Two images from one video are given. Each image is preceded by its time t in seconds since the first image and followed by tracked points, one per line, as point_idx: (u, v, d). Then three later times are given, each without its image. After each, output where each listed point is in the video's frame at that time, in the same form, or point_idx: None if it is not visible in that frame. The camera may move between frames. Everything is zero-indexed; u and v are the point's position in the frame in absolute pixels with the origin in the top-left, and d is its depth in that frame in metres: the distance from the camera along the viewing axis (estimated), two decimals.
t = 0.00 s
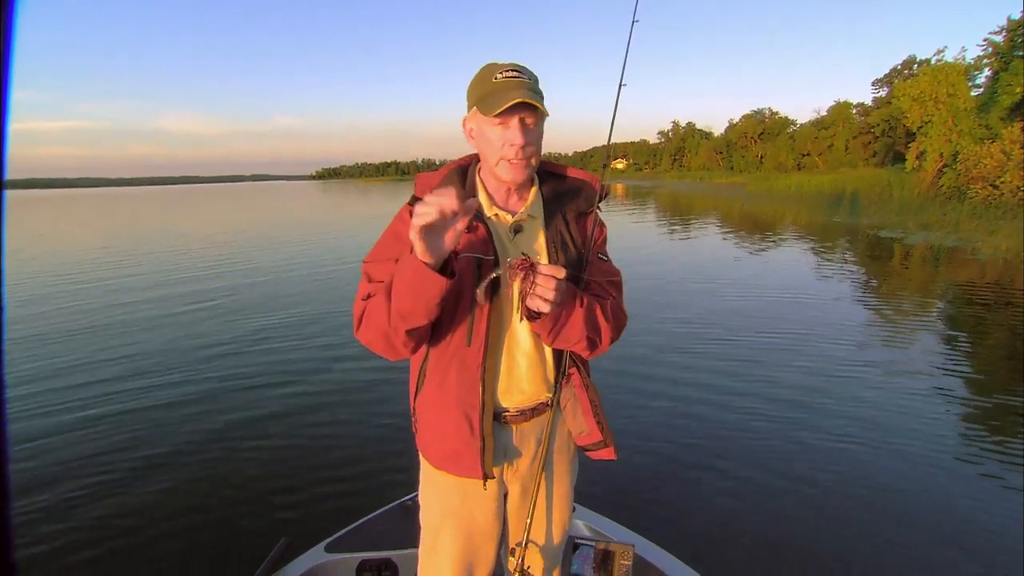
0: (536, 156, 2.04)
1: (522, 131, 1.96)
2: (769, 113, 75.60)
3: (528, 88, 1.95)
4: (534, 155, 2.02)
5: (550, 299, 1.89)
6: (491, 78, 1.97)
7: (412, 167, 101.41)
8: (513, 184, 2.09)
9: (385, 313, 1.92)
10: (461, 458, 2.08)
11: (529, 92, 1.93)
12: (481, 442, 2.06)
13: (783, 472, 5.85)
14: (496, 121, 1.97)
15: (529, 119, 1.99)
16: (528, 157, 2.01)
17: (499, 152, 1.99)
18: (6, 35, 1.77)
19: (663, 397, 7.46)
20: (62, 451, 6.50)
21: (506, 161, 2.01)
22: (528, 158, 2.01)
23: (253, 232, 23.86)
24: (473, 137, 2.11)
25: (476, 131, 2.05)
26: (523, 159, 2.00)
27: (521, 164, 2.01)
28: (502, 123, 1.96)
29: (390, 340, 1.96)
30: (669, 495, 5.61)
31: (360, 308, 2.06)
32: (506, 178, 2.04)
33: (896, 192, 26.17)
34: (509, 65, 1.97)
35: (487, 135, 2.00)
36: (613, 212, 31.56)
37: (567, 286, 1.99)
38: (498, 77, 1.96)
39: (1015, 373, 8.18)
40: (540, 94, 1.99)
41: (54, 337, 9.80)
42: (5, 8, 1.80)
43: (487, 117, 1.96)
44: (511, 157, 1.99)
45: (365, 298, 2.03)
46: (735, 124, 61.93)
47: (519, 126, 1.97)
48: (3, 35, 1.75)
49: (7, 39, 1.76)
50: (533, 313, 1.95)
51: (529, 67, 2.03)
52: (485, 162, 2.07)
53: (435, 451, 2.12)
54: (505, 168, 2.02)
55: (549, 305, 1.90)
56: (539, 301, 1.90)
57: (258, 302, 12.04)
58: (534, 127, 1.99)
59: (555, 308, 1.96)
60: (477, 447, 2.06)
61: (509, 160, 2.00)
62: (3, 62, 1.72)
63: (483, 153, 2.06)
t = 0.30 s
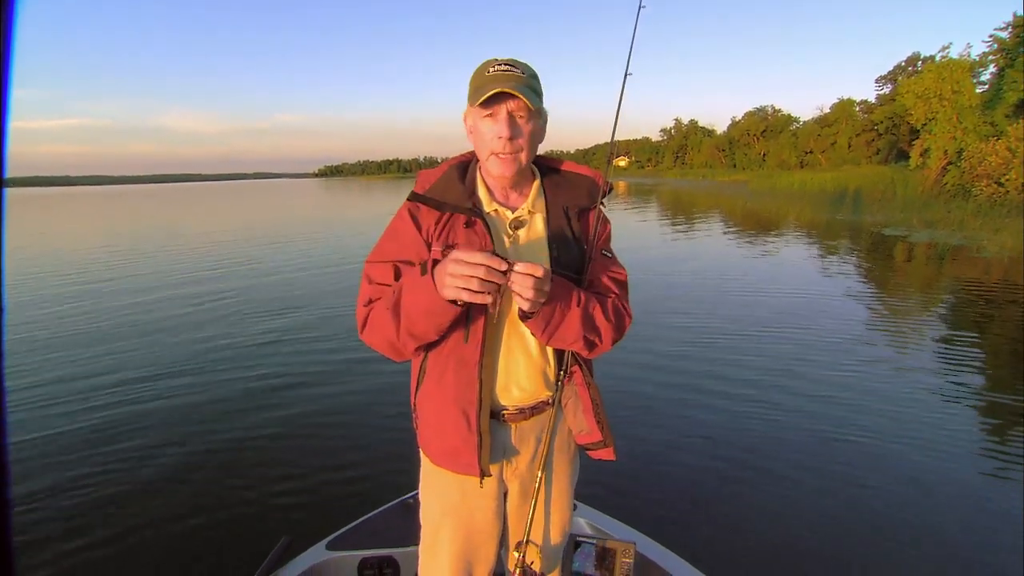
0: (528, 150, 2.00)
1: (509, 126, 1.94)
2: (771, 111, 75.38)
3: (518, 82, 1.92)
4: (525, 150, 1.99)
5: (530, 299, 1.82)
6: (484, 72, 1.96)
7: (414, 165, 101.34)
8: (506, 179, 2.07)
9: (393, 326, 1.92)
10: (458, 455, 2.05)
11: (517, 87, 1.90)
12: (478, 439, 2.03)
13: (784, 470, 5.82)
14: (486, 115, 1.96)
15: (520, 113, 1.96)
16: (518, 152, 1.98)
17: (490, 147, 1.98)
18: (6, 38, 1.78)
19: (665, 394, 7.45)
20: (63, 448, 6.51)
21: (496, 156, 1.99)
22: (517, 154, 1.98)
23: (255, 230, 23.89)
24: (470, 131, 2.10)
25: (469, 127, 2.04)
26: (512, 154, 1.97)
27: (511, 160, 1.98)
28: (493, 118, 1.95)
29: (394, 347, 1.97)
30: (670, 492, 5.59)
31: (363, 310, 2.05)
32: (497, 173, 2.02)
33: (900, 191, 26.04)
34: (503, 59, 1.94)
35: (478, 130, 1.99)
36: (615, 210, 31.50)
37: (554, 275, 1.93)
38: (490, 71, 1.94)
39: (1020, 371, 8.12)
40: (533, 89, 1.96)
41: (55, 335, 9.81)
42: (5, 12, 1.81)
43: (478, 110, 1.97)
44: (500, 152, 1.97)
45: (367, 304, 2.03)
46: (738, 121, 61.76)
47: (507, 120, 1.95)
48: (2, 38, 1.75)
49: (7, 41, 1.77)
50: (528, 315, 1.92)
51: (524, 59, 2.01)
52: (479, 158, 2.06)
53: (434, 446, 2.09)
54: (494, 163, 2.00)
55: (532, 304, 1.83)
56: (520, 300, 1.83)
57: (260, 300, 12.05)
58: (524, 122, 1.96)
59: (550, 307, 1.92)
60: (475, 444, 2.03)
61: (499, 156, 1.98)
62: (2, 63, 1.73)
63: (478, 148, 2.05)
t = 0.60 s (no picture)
0: (527, 147, 1.98)
1: (508, 121, 1.92)
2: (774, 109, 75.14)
3: (519, 78, 1.90)
4: (524, 147, 1.97)
5: (531, 300, 1.80)
6: (486, 67, 1.94)
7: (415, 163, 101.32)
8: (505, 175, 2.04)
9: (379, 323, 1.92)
10: (456, 454, 2.03)
11: (518, 82, 1.88)
12: (476, 438, 2.01)
13: (785, 468, 5.80)
14: (486, 109, 1.94)
15: (520, 109, 1.93)
16: (517, 148, 1.96)
17: (488, 142, 1.96)
18: (6, 36, 1.75)
19: (667, 392, 7.43)
20: (64, 446, 6.51)
21: (494, 152, 1.97)
22: (516, 150, 1.96)
23: (257, 228, 23.90)
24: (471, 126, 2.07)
25: (470, 123, 2.02)
26: (511, 151, 1.95)
27: (509, 156, 1.96)
28: (493, 113, 1.93)
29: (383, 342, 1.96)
30: (672, 491, 5.57)
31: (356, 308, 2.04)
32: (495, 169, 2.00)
33: (904, 189, 25.93)
34: (505, 54, 1.92)
35: (478, 125, 1.97)
36: (617, 208, 31.45)
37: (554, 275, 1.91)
38: (492, 66, 1.92)
39: None
40: (535, 86, 1.94)
41: (57, 333, 9.81)
42: (5, 9, 1.78)
43: (479, 105, 1.95)
44: (499, 147, 1.95)
45: (359, 299, 2.02)
46: (740, 120, 61.61)
47: (506, 115, 1.92)
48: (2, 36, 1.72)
49: (7, 40, 1.74)
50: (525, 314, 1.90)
51: (528, 56, 1.99)
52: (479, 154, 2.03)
53: (431, 444, 2.07)
54: (492, 159, 1.97)
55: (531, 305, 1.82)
56: (519, 302, 1.81)
57: (262, 298, 12.03)
58: (524, 119, 1.93)
59: (548, 307, 1.90)
60: (472, 443, 2.01)
61: (497, 151, 1.96)
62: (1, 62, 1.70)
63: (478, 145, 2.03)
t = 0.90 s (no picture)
0: (525, 152, 1.98)
1: (505, 128, 1.92)
2: (775, 109, 75.05)
3: (517, 85, 1.89)
4: (521, 152, 1.97)
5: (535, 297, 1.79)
6: (483, 72, 1.93)
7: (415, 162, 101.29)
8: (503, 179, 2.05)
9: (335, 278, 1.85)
10: (456, 453, 2.02)
11: (514, 90, 1.87)
12: (476, 437, 2.00)
13: (785, 468, 5.79)
14: (483, 116, 1.94)
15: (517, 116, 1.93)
16: (514, 155, 1.97)
17: (486, 148, 1.96)
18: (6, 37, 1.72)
19: (666, 391, 7.42)
20: (62, 444, 6.49)
21: (492, 158, 1.97)
22: (514, 157, 1.96)
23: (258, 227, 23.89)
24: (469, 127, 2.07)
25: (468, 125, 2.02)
26: (508, 158, 1.96)
27: (507, 163, 1.97)
28: (490, 119, 1.93)
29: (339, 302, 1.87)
30: (672, 491, 5.56)
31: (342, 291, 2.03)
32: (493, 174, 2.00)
33: (904, 190, 25.88)
34: (503, 59, 1.91)
35: (475, 130, 1.97)
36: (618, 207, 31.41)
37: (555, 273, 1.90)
38: (489, 71, 1.91)
39: None
40: (534, 92, 1.93)
41: (57, 331, 9.79)
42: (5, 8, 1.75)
43: (476, 111, 1.94)
44: (496, 154, 1.96)
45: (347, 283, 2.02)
46: (741, 120, 61.57)
47: (504, 122, 1.92)
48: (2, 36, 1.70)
49: (7, 39, 1.72)
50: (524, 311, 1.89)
51: (526, 58, 1.97)
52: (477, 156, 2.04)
53: (431, 443, 2.06)
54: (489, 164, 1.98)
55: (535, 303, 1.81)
56: (523, 299, 1.81)
57: (262, 296, 12.01)
58: (520, 125, 1.93)
59: (548, 305, 1.89)
60: (472, 442, 1.99)
61: (495, 158, 1.97)
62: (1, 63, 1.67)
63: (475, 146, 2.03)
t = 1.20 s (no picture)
0: (524, 150, 1.96)
1: (505, 124, 1.90)
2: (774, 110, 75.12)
3: (517, 80, 1.88)
4: (520, 150, 1.95)
5: (535, 301, 1.78)
6: (483, 68, 1.92)
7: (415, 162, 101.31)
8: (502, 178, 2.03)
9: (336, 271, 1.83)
10: (454, 456, 2.00)
11: (514, 84, 1.86)
12: (474, 439, 1.98)
13: (784, 469, 5.79)
14: (483, 111, 1.92)
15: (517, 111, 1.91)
16: (513, 152, 1.94)
17: (485, 145, 1.94)
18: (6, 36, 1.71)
19: (666, 392, 7.43)
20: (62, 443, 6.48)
21: (491, 155, 1.95)
22: (513, 154, 1.94)
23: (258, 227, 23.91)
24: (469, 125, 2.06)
25: (468, 122, 2.01)
26: (507, 155, 1.93)
27: (506, 160, 1.94)
28: (490, 115, 1.91)
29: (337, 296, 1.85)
30: (671, 491, 5.56)
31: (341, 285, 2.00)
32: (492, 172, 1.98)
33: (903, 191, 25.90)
34: (503, 55, 1.90)
35: (475, 127, 1.96)
36: (617, 208, 31.43)
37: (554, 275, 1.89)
38: (490, 67, 1.91)
39: None
40: (534, 88, 1.91)
41: (57, 331, 9.79)
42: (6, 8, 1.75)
43: (476, 107, 1.93)
44: (495, 150, 1.93)
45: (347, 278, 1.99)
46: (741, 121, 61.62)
47: (503, 118, 1.90)
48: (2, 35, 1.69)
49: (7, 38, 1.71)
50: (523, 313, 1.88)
51: (526, 56, 1.96)
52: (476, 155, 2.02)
53: (429, 446, 2.05)
54: (488, 162, 1.96)
55: (535, 306, 1.79)
56: (522, 301, 1.79)
57: (261, 297, 12.01)
58: (520, 121, 1.91)
59: (547, 307, 1.88)
60: (471, 445, 1.98)
61: (494, 155, 1.94)
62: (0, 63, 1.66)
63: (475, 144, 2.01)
